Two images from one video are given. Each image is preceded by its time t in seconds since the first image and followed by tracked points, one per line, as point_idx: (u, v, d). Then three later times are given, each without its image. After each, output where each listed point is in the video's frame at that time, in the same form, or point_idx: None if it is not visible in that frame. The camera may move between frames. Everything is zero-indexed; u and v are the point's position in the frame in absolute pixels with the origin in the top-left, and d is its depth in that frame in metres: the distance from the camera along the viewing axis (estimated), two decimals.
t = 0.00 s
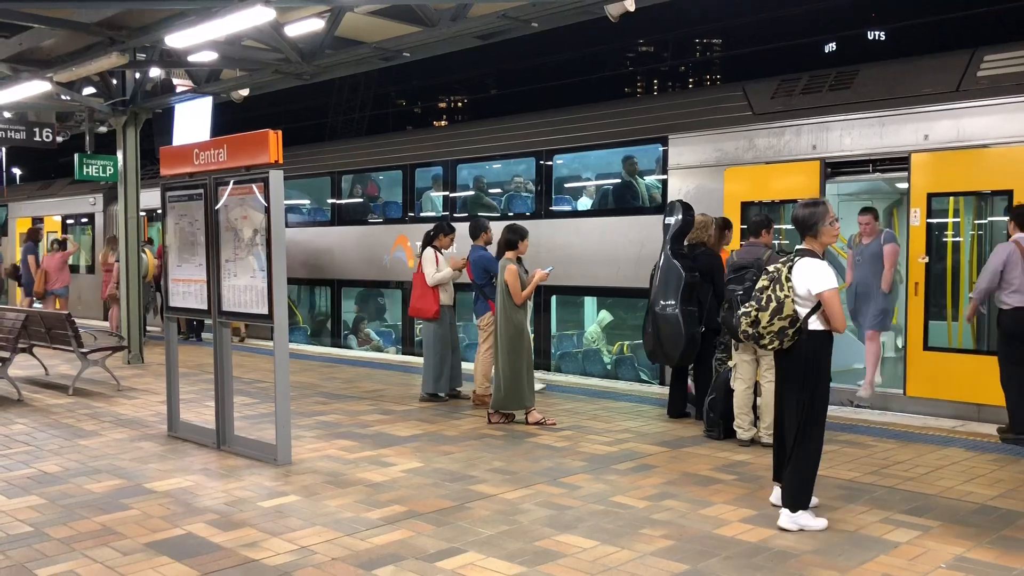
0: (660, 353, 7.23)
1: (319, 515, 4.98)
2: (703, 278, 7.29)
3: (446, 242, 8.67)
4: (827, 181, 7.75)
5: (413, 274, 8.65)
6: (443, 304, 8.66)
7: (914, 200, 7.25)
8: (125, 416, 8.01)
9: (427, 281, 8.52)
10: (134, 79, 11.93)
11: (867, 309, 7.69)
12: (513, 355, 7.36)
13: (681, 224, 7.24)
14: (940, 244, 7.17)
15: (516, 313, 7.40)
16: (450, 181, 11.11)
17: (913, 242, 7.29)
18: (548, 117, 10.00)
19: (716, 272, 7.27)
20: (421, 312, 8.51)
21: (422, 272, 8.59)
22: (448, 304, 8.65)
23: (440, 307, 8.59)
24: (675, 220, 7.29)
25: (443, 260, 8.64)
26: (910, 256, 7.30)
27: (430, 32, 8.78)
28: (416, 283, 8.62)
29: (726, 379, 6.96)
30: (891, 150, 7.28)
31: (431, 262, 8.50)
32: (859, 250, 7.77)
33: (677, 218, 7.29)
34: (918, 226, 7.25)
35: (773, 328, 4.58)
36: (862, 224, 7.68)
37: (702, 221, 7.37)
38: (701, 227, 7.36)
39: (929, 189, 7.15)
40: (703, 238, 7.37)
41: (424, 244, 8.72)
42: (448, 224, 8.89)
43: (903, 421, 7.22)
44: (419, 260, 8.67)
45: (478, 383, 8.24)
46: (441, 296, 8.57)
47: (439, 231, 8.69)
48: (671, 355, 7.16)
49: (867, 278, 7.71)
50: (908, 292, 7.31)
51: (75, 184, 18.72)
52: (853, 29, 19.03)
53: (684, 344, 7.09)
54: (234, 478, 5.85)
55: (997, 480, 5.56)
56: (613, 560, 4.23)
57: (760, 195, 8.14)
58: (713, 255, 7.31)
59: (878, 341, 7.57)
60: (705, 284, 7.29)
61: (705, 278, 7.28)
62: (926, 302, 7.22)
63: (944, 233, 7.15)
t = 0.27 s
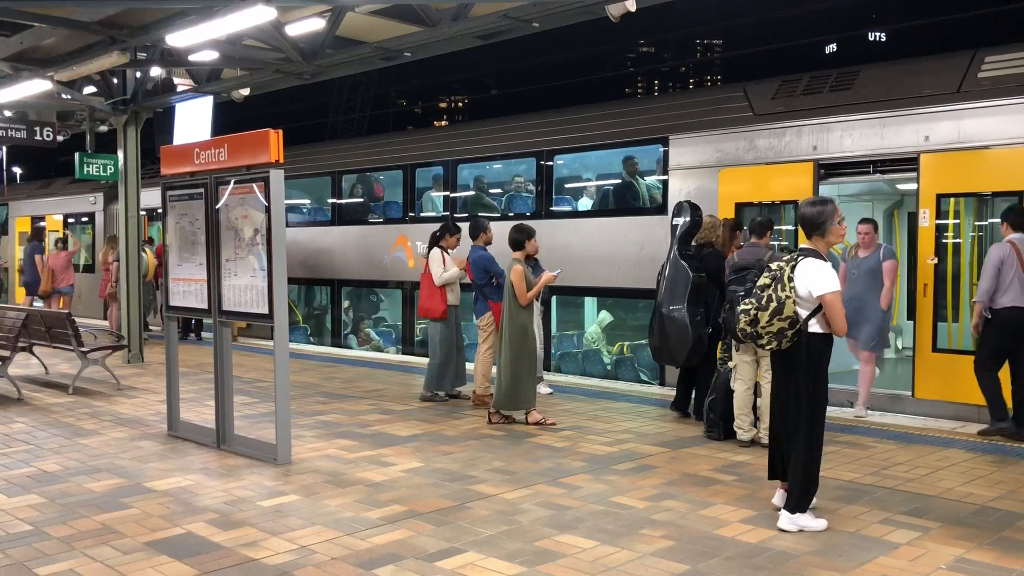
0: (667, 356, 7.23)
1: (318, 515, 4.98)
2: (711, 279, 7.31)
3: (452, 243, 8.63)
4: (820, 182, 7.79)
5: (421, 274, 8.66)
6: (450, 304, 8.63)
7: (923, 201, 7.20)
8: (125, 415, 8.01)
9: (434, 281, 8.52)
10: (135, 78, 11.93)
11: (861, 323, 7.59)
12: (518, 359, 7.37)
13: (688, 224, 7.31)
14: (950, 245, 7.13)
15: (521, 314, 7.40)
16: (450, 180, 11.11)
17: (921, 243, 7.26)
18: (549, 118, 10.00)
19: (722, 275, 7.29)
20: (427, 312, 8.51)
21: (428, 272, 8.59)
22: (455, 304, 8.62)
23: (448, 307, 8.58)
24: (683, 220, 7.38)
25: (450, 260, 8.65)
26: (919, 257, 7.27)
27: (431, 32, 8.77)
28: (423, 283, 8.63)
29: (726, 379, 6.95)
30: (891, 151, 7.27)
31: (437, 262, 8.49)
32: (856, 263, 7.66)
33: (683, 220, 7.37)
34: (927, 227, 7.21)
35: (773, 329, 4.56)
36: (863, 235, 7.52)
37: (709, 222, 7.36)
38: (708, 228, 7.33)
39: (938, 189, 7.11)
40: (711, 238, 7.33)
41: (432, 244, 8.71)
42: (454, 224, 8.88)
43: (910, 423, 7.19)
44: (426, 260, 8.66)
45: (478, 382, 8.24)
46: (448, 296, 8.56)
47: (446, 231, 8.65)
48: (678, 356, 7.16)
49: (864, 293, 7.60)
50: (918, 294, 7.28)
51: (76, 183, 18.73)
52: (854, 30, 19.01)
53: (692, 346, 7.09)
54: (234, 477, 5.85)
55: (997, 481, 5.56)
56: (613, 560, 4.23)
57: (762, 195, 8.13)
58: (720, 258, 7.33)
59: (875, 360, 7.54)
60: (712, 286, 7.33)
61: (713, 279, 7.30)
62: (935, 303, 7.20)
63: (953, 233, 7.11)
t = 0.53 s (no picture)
0: (670, 356, 7.20)
1: (318, 515, 4.97)
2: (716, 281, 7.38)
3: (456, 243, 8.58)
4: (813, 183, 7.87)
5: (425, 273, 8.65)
6: (453, 304, 8.62)
7: (932, 201, 7.15)
8: (125, 415, 8.00)
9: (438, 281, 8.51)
10: (135, 78, 11.92)
11: (859, 325, 7.49)
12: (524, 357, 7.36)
13: (699, 226, 7.30)
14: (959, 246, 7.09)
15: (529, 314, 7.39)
16: (450, 180, 11.10)
17: (930, 243, 7.21)
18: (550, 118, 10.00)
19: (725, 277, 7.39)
20: (431, 311, 8.51)
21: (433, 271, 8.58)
22: (458, 305, 8.62)
23: (450, 307, 8.58)
24: (692, 221, 7.34)
25: (454, 260, 8.62)
26: (928, 257, 7.23)
27: (432, 32, 8.77)
28: (427, 282, 8.63)
29: (726, 380, 6.94)
30: (892, 151, 7.26)
31: (441, 262, 8.47)
32: (853, 263, 7.60)
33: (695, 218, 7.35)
34: (936, 227, 7.17)
35: (781, 331, 4.51)
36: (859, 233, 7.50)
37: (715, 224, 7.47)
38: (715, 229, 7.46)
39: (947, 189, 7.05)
40: (718, 239, 7.46)
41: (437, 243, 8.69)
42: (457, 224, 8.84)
43: (911, 424, 7.19)
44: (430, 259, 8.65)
45: (478, 383, 8.24)
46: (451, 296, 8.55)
47: (450, 231, 8.61)
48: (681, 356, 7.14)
49: (862, 294, 7.51)
50: (928, 294, 7.23)
51: (76, 183, 18.72)
52: (854, 31, 18.99)
53: (697, 346, 7.07)
54: (234, 477, 5.85)
55: (998, 482, 5.55)
56: (613, 560, 4.23)
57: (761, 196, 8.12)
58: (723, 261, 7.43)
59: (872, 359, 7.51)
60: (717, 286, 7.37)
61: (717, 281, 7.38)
62: (944, 303, 7.15)
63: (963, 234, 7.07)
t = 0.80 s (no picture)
0: (676, 356, 7.21)
1: (319, 516, 4.97)
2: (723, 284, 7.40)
3: (457, 244, 8.55)
4: (807, 184, 7.89)
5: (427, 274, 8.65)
6: (455, 304, 8.63)
7: (941, 201, 7.11)
8: (125, 417, 8.00)
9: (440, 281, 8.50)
10: (135, 79, 11.93)
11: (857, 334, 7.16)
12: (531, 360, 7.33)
13: (706, 230, 7.29)
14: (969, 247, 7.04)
15: (535, 316, 7.38)
16: (450, 181, 11.11)
17: (940, 244, 7.16)
18: (550, 119, 10.00)
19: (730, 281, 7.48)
20: (433, 312, 8.52)
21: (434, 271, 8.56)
22: (460, 305, 8.63)
23: (452, 307, 8.59)
24: (701, 223, 7.33)
25: (455, 260, 8.60)
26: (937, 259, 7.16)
27: (432, 33, 8.77)
28: (429, 282, 8.63)
29: (727, 381, 6.93)
30: (892, 152, 7.25)
31: (444, 262, 8.45)
32: (853, 268, 7.30)
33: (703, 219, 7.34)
34: (945, 228, 7.12)
35: (802, 332, 4.38)
36: (857, 236, 7.22)
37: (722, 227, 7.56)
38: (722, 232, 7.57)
39: (956, 190, 7.00)
40: (722, 242, 7.56)
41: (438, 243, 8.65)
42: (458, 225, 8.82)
43: (913, 425, 7.19)
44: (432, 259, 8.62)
45: (478, 384, 8.23)
46: (452, 295, 8.55)
47: (451, 232, 8.59)
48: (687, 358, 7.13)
49: (864, 300, 7.21)
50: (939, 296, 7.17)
51: (76, 185, 18.73)
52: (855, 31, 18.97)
53: (704, 346, 7.06)
54: (235, 478, 5.85)
55: (998, 483, 5.55)
56: (613, 561, 4.23)
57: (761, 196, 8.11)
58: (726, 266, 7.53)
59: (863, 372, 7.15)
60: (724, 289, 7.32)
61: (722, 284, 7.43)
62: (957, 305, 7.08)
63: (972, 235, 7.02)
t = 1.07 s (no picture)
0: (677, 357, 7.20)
1: (319, 518, 4.97)
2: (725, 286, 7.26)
3: (457, 246, 8.53)
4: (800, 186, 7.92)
5: (427, 275, 8.64)
6: (455, 305, 8.63)
7: (951, 202, 7.02)
8: (126, 419, 8.00)
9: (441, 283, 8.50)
10: (135, 81, 11.94)
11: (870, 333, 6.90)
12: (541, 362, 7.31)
13: (707, 231, 7.38)
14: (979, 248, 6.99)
15: (543, 317, 7.35)
16: (450, 183, 11.11)
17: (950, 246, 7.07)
18: (550, 121, 10.01)
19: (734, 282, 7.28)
20: (435, 313, 8.52)
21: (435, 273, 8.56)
22: (461, 306, 8.64)
23: (453, 309, 8.60)
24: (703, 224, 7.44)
25: (456, 262, 8.60)
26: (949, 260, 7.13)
27: (432, 34, 8.78)
28: (429, 284, 8.62)
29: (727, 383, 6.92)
30: (893, 153, 7.25)
31: (444, 264, 8.44)
32: (864, 265, 6.94)
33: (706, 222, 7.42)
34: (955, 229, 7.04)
35: (817, 332, 4.45)
36: (863, 231, 6.86)
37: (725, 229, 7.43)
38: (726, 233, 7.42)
39: (966, 190, 6.93)
40: (725, 243, 7.39)
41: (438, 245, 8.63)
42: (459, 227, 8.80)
43: (914, 426, 7.18)
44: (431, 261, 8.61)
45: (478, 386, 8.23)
46: (453, 297, 8.56)
47: (451, 234, 8.56)
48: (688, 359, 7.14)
49: (874, 298, 6.91)
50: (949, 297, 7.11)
51: (77, 187, 18.73)
52: (855, 33, 18.96)
53: (704, 348, 7.06)
54: (235, 480, 5.85)
55: (999, 484, 5.55)
56: (614, 563, 4.23)
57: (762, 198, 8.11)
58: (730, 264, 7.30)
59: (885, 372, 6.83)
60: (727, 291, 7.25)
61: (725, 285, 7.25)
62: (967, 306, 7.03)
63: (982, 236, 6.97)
